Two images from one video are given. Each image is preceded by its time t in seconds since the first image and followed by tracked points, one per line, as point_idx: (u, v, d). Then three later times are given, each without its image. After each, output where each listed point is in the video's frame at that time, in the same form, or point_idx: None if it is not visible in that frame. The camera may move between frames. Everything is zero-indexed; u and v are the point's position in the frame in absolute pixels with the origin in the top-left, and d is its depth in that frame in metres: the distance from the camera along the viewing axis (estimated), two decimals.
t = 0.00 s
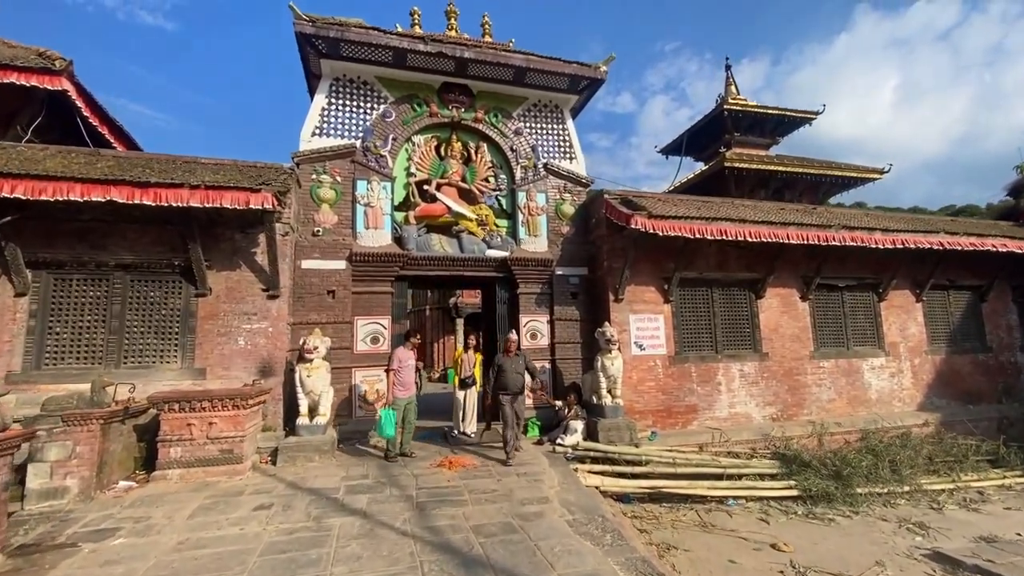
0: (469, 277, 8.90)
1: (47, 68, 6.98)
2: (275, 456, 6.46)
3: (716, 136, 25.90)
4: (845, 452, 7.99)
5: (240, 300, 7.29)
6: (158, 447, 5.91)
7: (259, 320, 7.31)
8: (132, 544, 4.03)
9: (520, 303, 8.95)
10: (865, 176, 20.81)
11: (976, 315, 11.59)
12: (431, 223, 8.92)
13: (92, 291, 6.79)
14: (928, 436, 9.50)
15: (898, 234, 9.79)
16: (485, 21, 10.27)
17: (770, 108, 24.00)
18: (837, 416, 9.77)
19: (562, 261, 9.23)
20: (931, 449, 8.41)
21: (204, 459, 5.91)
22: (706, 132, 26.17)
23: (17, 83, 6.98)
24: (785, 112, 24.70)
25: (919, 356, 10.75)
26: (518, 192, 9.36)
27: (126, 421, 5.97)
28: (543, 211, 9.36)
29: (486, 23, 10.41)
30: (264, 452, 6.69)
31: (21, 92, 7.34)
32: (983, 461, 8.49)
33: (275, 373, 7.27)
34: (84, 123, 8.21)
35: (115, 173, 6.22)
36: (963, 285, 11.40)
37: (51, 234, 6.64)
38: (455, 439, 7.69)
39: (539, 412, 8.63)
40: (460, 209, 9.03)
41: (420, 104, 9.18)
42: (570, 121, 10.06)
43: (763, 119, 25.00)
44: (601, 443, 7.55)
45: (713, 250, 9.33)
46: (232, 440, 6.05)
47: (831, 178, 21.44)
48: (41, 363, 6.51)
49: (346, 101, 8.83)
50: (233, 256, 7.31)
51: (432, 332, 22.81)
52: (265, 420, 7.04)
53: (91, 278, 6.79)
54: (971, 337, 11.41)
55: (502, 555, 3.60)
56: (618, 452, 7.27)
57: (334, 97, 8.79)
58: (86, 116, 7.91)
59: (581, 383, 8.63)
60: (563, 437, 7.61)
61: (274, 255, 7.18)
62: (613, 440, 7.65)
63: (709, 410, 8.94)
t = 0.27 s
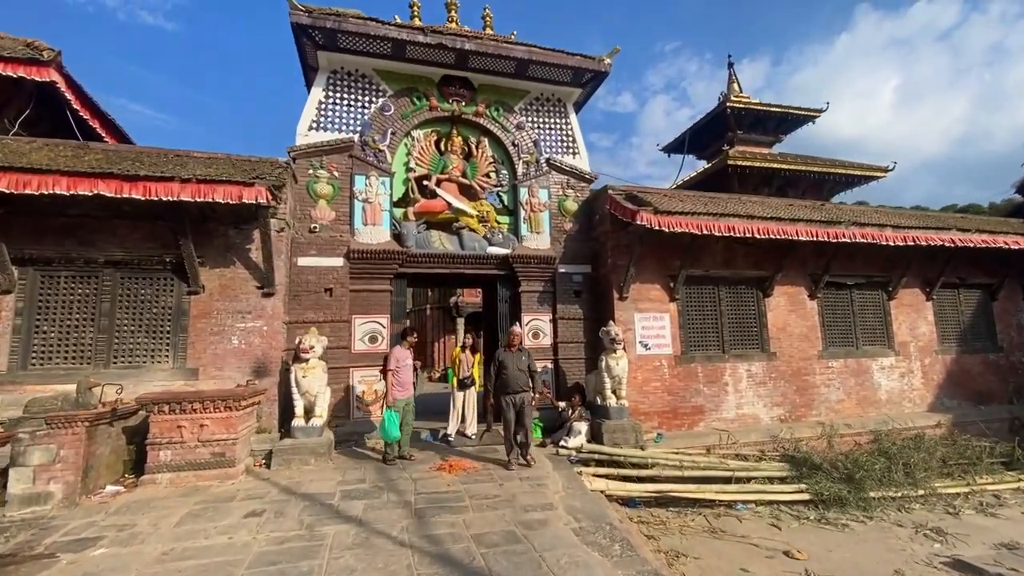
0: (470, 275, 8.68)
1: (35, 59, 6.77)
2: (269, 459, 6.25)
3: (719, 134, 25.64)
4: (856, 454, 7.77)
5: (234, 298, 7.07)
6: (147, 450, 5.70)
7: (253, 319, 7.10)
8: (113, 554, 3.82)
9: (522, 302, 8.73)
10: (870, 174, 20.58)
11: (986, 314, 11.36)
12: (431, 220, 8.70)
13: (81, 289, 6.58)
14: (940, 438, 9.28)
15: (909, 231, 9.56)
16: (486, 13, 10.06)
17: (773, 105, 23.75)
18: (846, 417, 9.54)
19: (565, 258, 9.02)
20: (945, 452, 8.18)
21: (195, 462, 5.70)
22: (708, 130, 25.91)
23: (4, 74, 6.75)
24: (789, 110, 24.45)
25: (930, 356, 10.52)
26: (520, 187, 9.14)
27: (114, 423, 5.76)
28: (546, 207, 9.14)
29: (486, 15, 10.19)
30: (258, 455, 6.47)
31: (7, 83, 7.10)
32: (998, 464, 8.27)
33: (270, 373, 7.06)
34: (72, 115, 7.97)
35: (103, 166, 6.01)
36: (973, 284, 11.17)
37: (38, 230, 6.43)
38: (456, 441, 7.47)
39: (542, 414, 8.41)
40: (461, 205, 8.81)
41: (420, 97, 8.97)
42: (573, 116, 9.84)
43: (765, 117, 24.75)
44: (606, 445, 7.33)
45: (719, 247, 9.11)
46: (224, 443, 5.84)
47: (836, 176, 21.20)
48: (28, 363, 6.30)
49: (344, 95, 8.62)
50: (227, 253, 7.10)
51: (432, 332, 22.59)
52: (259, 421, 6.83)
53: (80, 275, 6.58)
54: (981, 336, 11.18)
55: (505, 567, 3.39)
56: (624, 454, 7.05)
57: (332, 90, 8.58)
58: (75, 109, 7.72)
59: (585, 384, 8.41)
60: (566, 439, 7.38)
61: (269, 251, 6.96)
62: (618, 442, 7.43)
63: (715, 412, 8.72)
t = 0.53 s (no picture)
0: (472, 272, 8.45)
1: (23, 49, 6.53)
2: (264, 462, 6.03)
3: (722, 131, 25.35)
4: (871, 456, 7.53)
5: (229, 296, 6.85)
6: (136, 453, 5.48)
7: (249, 317, 6.87)
8: (94, 565, 3.59)
9: (526, 299, 8.49)
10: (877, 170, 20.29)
11: (1001, 312, 11.09)
12: (432, 215, 8.46)
13: (70, 286, 6.36)
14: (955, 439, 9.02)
15: (923, 226, 9.30)
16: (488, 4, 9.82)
17: (778, 102, 23.46)
18: (859, 417, 9.29)
19: (570, 255, 8.77)
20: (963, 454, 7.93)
21: (187, 466, 5.47)
22: (711, 127, 25.62)
23: None
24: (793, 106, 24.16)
25: (943, 355, 10.26)
26: (523, 182, 8.90)
27: (102, 425, 5.55)
28: (550, 202, 8.90)
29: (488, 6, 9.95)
30: (253, 458, 6.25)
31: None
32: (1017, 466, 8.02)
33: (265, 373, 6.83)
34: (62, 105, 7.72)
35: (92, 157, 5.78)
36: (988, 281, 10.91)
37: (26, 224, 6.20)
38: (457, 443, 7.24)
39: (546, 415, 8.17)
40: (462, 200, 8.57)
41: (420, 89, 8.73)
42: (577, 109, 9.60)
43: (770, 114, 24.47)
44: (613, 447, 7.09)
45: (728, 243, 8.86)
46: (217, 446, 5.61)
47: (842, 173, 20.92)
48: (14, 362, 6.08)
49: (343, 86, 8.39)
50: (221, 249, 6.88)
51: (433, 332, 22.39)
52: (254, 422, 6.61)
53: (68, 271, 6.36)
54: (996, 334, 10.91)
55: None
56: (632, 457, 6.81)
57: (330, 82, 8.35)
58: (65, 99, 7.47)
59: (591, 384, 8.18)
60: (572, 441, 7.13)
61: (264, 247, 6.74)
62: (625, 444, 7.19)
63: (724, 412, 8.48)
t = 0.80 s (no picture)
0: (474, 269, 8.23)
1: (10, 38, 6.30)
2: (260, 465, 5.82)
3: (727, 129, 25.01)
4: (887, 458, 7.30)
5: (224, 294, 6.64)
6: (127, 457, 5.28)
7: (245, 315, 6.66)
8: None
9: (530, 297, 8.27)
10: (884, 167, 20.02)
11: (1016, 310, 10.83)
12: (433, 211, 8.24)
13: (60, 283, 6.15)
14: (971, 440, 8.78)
15: (939, 222, 9.04)
16: None
17: (783, 98, 23.17)
18: (871, 418, 9.05)
19: (575, 251, 8.54)
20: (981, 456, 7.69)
21: (180, 470, 5.27)
22: (716, 125, 25.30)
23: None
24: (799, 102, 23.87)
25: (958, 354, 10.01)
26: (527, 177, 8.67)
27: (91, 427, 5.34)
28: (554, 197, 8.67)
29: None
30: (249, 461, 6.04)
31: None
32: None
33: (262, 373, 6.62)
34: (53, 97, 7.49)
35: (81, 150, 5.57)
36: (1002, 278, 10.65)
37: (13, 220, 5.99)
38: (460, 445, 7.03)
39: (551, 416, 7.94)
40: (465, 195, 8.35)
41: (421, 82, 8.50)
42: (582, 102, 9.36)
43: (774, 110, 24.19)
44: (621, 450, 6.86)
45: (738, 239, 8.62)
46: (211, 449, 5.40)
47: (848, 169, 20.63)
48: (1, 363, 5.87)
49: (342, 78, 8.17)
50: (216, 246, 6.66)
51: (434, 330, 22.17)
52: (251, 424, 6.40)
53: (57, 269, 6.14)
54: (1010, 333, 10.66)
55: None
56: (640, 460, 6.58)
57: (329, 74, 8.12)
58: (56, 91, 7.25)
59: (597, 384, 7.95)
60: (578, 443, 6.90)
61: (260, 243, 6.52)
62: (633, 447, 6.97)
63: (734, 413, 8.26)
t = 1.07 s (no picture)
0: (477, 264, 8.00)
1: None
2: (256, 467, 5.61)
3: (732, 124, 24.72)
4: (904, 459, 7.05)
5: (218, 290, 6.43)
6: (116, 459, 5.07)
7: (240, 312, 6.44)
8: None
9: (534, 293, 8.04)
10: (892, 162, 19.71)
11: None
12: (434, 205, 8.00)
13: (48, 279, 5.94)
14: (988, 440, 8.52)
15: (955, 215, 8.78)
16: None
17: (789, 93, 22.88)
18: (885, 417, 8.81)
19: (580, 246, 8.31)
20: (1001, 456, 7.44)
21: (171, 472, 5.06)
22: (721, 120, 25.01)
23: None
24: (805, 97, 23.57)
25: (973, 351, 9.75)
26: (531, 170, 8.43)
27: (79, 428, 5.15)
28: (559, 191, 8.43)
29: None
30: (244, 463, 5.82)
31: None
32: None
33: (258, 372, 6.41)
34: (42, 86, 7.27)
35: (68, 140, 5.35)
36: (1018, 274, 10.37)
37: None
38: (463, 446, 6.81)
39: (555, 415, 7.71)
40: (467, 188, 8.12)
41: (422, 72, 8.27)
42: (587, 93, 9.12)
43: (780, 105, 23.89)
44: (629, 451, 6.62)
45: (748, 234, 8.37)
46: (204, 450, 5.19)
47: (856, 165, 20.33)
48: None
49: (340, 69, 7.94)
50: (210, 240, 6.45)
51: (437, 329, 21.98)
52: (246, 424, 6.19)
53: (45, 264, 5.93)
54: None
55: None
56: (649, 461, 6.34)
57: (327, 64, 7.90)
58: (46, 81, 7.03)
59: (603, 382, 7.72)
60: (584, 444, 6.62)
61: (255, 237, 6.30)
62: (641, 447, 6.74)
63: (744, 412, 8.02)
